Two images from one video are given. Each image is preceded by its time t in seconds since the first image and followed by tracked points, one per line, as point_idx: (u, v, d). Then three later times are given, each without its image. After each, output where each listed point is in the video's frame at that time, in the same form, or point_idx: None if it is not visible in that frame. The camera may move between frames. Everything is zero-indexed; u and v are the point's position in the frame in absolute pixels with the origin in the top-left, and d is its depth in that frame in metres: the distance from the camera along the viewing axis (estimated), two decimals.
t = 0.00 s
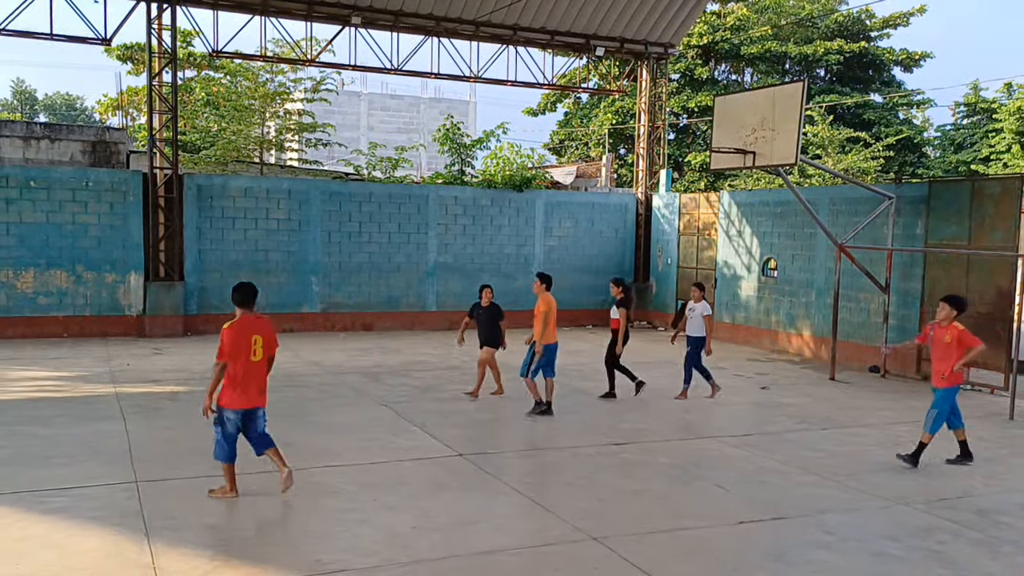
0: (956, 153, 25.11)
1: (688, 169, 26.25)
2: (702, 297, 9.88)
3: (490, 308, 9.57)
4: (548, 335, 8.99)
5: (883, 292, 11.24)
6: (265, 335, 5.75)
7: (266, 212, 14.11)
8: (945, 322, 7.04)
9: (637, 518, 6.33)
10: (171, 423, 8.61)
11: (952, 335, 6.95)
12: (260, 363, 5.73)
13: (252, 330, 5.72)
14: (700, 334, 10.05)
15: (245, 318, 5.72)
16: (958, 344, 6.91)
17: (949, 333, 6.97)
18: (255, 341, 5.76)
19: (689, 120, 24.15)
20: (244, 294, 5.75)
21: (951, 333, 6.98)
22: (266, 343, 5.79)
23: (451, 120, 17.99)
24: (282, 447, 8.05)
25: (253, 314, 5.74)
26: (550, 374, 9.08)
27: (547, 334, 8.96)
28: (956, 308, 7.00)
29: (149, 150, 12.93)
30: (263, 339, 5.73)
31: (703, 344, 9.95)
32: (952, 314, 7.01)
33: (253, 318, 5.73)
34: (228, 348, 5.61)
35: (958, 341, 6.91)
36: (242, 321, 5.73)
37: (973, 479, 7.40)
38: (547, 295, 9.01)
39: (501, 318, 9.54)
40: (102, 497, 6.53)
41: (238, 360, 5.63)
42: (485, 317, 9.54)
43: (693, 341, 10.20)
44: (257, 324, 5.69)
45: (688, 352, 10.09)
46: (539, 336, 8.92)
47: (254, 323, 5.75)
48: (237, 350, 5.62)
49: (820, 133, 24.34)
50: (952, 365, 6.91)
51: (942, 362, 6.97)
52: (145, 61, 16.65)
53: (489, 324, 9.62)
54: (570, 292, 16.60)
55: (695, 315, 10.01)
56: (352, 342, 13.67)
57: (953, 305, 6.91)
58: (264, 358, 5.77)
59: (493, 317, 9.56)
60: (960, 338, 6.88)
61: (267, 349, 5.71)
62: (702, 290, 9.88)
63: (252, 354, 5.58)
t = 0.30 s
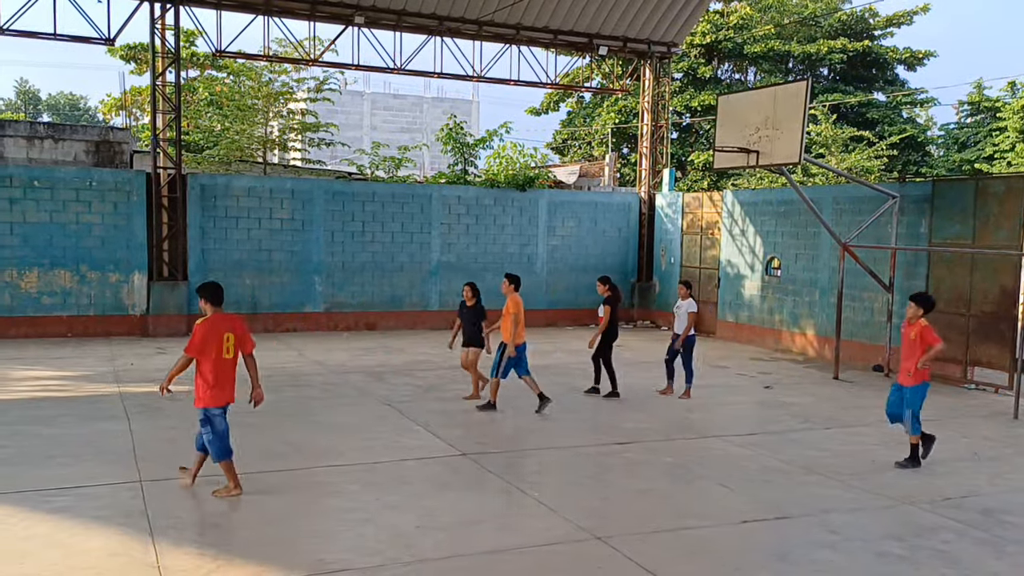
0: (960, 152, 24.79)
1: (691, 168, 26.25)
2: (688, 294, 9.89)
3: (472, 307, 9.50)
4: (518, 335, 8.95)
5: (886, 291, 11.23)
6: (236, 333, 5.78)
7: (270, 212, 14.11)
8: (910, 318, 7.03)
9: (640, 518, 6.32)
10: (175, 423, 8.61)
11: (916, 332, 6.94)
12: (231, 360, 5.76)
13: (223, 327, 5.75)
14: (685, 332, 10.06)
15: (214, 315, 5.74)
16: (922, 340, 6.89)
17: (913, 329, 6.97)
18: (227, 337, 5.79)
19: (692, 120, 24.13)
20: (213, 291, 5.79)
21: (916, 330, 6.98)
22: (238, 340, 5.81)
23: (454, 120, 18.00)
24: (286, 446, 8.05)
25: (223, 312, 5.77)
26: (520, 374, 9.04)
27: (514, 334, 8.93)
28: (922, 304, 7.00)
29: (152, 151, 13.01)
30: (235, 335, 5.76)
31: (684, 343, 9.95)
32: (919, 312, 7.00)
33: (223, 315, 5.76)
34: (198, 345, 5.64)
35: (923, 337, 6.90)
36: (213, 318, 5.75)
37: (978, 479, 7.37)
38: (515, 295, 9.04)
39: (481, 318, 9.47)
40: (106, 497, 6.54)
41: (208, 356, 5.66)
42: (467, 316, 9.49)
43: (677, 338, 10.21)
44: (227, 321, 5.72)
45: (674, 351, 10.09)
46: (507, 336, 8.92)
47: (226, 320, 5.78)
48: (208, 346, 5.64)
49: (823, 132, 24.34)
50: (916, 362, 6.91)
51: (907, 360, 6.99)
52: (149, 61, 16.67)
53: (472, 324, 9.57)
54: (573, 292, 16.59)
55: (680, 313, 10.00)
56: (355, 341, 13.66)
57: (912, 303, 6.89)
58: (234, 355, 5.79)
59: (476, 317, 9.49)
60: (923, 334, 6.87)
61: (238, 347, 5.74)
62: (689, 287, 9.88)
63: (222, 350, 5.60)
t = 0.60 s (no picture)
0: (978, 150, 24.50)
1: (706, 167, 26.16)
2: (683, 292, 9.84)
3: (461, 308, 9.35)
4: (497, 330, 9.11)
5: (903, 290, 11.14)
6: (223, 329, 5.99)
7: (285, 212, 14.17)
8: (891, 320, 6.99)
9: (656, 517, 6.30)
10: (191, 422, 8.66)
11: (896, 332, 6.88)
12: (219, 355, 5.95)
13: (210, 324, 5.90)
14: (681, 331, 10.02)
15: (202, 311, 5.88)
16: (902, 341, 6.83)
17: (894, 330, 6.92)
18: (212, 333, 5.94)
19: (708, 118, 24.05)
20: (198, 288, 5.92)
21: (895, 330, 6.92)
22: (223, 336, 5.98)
23: (468, 120, 18.03)
24: (301, 446, 8.08)
25: (209, 308, 5.95)
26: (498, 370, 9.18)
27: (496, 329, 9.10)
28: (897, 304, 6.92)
29: (169, 152, 13.09)
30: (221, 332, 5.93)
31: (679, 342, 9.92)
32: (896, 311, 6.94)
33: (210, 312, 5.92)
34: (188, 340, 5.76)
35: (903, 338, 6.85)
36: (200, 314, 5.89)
37: (996, 479, 7.31)
38: (497, 291, 9.09)
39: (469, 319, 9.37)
40: (123, 495, 6.59)
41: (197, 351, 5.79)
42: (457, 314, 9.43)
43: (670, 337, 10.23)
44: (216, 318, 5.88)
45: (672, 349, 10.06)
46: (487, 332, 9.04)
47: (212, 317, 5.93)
48: (200, 341, 5.80)
49: (839, 130, 24.22)
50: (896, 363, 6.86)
51: (888, 362, 6.95)
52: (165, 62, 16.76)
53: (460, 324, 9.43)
54: (587, 291, 16.55)
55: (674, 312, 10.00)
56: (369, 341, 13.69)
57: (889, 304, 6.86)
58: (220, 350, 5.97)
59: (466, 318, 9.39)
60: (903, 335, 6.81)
61: (227, 342, 5.97)
62: (683, 286, 9.83)
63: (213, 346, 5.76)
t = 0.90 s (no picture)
0: (993, 149, 24.17)
1: (718, 166, 26.07)
2: (677, 291, 9.85)
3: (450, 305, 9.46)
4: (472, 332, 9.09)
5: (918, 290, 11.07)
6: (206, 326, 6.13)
7: (298, 213, 14.21)
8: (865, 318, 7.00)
9: (668, 518, 6.29)
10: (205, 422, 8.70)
11: (872, 330, 6.87)
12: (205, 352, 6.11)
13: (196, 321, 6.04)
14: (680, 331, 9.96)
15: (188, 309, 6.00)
16: (879, 339, 6.86)
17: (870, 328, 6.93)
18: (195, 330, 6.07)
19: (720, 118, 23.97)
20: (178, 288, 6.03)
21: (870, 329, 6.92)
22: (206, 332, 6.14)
23: (480, 120, 18.04)
24: (315, 446, 8.11)
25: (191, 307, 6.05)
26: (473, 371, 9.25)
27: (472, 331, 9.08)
28: (870, 303, 6.96)
29: (183, 153, 13.09)
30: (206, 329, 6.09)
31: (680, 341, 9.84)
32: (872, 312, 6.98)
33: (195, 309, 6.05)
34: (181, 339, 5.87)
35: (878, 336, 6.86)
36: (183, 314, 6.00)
37: (1012, 480, 7.26)
38: (473, 292, 9.08)
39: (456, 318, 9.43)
40: (138, 495, 6.63)
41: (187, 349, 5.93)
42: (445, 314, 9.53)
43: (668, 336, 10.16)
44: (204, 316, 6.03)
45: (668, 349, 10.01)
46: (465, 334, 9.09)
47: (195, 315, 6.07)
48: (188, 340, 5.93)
49: (853, 129, 24.09)
50: (871, 360, 6.83)
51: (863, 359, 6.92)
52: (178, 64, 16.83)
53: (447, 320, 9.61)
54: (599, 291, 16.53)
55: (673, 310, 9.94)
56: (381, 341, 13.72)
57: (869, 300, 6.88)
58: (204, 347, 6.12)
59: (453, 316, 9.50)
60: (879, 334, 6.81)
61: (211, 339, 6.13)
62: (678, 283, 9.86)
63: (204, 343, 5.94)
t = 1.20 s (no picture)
0: (1014, 146, 24.01)
1: (735, 164, 25.94)
2: (681, 292, 9.80)
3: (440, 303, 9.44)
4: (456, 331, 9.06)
5: (937, 288, 10.97)
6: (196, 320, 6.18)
7: (315, 212, 14.27)
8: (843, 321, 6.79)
9: (686, 518, 6.27)
10: (223, 421, 8.75)
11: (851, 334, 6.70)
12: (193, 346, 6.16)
13: (185, 315, 6.12)
14: (683, 331, 9.88)
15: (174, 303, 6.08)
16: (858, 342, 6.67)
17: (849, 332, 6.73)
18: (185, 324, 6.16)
19: (737, 115, 23.87)
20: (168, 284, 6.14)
21: (849, 330, 6.75)
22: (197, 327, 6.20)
23: (496, 119, 18.03)
24: (332, 445, 8.13)
25: (179, 302, 6.13)
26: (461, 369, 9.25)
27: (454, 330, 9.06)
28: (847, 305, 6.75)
29: (201, 154, 13.18)
30: (196, 324, 6.15)
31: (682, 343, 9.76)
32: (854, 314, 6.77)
33: (183, 304, 6.14)
34: (162, 332, 5.96)
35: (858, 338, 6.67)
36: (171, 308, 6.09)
37: None
38: (453, 292, 9.05)
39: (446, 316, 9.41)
40: (158, 493, 6.67)
41: (171, 343, 6.01)
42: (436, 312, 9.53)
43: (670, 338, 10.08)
44: (190, 310, 6.09)
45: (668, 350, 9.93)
46: (448, 333, 9.08)
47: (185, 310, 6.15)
48: (172, 334, 6.01)
49: (871, 127, 23.92)
50: (848, 363, 6.70)
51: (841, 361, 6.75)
52: (197, 65, 16.94)
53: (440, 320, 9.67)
54: (616, 290, 16.48)
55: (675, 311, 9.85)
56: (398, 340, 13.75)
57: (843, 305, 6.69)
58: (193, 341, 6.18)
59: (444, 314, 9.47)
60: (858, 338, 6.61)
61: (198, 332, 6.17)
62: (681, 285, 9.78)
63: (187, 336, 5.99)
